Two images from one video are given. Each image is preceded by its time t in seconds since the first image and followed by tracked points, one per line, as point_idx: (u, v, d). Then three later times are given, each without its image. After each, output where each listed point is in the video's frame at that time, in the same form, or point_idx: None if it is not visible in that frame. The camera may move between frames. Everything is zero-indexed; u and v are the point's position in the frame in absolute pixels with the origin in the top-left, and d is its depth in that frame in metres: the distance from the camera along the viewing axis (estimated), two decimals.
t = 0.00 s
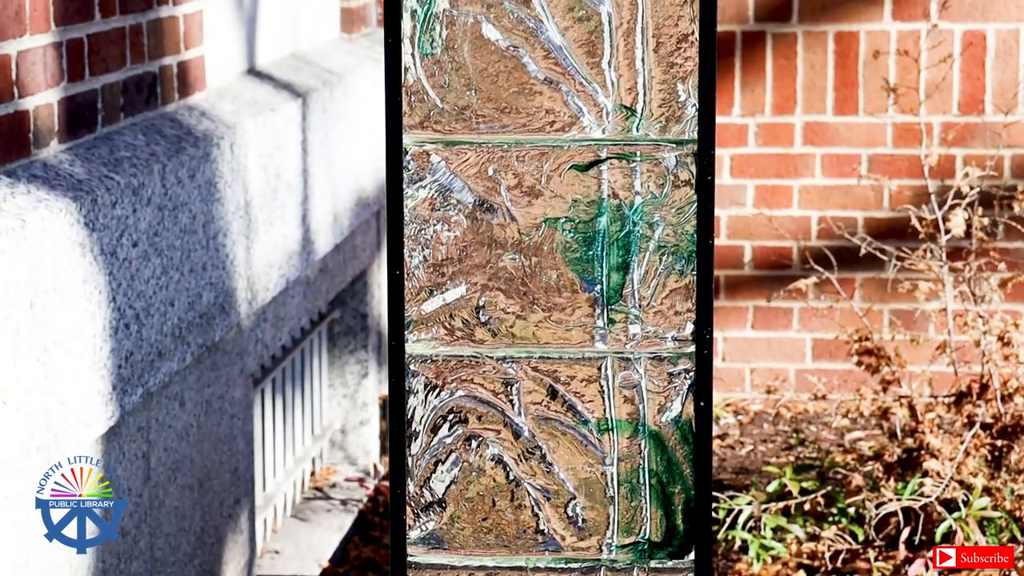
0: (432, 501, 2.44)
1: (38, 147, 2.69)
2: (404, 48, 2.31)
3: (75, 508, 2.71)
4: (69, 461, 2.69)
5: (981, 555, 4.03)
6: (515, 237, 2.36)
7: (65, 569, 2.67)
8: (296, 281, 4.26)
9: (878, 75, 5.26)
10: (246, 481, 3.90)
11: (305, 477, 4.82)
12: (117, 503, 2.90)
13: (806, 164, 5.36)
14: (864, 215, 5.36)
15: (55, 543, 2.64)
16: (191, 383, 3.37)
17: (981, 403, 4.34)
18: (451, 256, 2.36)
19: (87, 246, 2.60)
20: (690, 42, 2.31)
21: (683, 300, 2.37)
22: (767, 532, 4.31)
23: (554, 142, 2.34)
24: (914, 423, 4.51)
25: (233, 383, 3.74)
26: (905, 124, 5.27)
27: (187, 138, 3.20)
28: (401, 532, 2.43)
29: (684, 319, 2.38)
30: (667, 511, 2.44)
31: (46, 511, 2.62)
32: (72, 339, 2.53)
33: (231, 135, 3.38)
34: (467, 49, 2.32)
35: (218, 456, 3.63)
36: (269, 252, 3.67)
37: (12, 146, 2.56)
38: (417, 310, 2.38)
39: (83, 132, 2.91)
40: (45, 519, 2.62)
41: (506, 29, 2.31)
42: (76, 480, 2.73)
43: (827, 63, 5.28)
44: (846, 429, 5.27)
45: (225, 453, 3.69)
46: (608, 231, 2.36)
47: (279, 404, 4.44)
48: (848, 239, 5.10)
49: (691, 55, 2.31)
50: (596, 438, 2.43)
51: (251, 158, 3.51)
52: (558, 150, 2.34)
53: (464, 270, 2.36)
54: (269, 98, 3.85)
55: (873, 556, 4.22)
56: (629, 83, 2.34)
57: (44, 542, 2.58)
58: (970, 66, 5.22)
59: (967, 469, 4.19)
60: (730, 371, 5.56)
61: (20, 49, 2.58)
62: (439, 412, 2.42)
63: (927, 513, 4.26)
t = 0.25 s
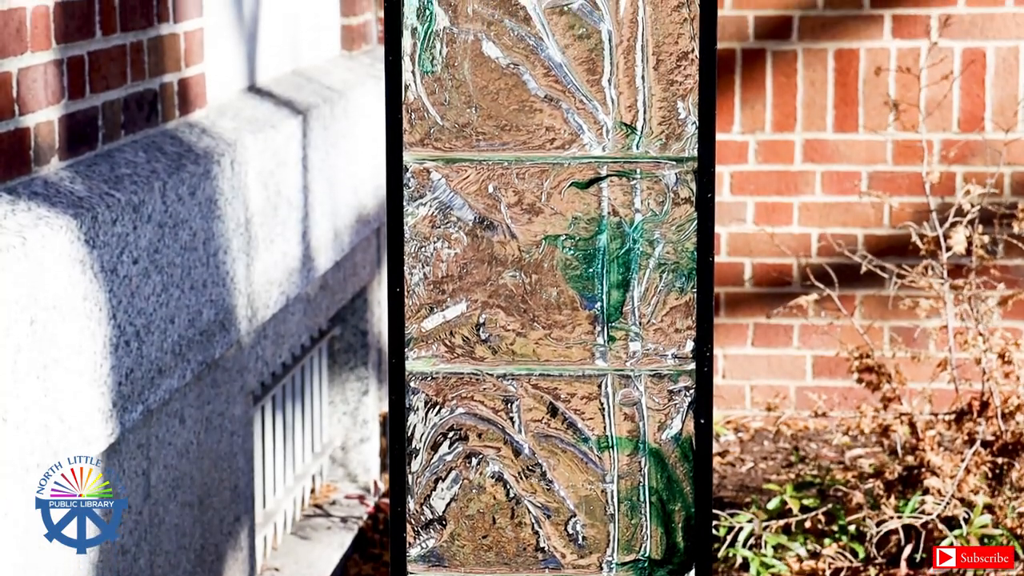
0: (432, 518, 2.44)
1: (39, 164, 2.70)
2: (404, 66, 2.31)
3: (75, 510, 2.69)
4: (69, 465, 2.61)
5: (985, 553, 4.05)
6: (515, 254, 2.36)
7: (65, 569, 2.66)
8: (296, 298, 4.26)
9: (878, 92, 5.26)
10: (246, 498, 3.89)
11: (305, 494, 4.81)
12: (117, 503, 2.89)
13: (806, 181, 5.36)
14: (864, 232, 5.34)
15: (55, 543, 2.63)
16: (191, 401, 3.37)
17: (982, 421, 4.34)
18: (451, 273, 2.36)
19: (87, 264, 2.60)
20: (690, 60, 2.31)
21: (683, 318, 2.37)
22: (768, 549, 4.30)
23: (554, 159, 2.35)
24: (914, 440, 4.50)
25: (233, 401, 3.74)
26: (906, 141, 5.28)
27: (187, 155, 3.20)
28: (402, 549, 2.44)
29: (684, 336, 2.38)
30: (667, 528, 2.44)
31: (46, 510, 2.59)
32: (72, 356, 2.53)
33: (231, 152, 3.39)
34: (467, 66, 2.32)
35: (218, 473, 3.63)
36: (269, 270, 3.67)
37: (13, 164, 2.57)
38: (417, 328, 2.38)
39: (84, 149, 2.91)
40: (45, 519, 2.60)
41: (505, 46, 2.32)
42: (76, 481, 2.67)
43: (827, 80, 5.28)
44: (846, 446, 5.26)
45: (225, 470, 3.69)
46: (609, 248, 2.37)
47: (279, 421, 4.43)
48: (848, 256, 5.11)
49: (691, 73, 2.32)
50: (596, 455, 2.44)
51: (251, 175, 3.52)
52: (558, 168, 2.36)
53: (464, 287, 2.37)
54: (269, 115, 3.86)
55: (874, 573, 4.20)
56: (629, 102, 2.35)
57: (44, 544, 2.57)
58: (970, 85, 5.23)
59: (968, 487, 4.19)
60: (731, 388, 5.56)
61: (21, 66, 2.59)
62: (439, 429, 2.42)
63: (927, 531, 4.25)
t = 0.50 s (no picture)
0: (432, 536, 2.44)
1: (40, 182, 2.70)
2: (405, 84, 2.32)
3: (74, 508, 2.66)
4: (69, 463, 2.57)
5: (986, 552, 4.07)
6: (515, 271, 2.37)
7: (65, 568, 2.65)
8: (296, 315, 4.25)
9: (878, 110, 5.27)
10: (246, 515, 3.89)
11: (306, 512, 4.81)
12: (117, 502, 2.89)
13: (806, 199, 5.37)
14: (865, 249, 5.35)
15: (55, 543, 2.60)
16: (191, 418, 3.37)
17: (982, 438, 4.33)
18: (451, 291, 2.37)
19: (87, 281, 2.60)
20: (690, 77, 2.32)
21: (683, 335, 2.37)
22: (768, 567, 4.29)
23: (554, 177, 2.36)
24: (914, 458, 4.50)
25: (233, 418, 3.74)
26: (906, 158, 5.28)
27: (188, 173, 3.21)
28: (401, 566, 2.44)
29: (684, 353, 2.38)
30: (667, 546, 2.44)
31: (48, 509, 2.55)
32: (72, 374, 2.53)
33: (232, 170, 3.39)
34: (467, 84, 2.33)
35: (218, 491, 3.63)
36: (269, 287, 3.67)
37: (13, 182, 2.57)
38: (417, 345, 2.39)
39: (84, 166, 2.92)
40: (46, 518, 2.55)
41: (505, 64, 2.33)
42: (75, 481, 2.62)
43: (827, 97, 5.29)
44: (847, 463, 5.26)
45: (225, 488, 3.68)
46: (609, 265, 2.37)
47: (279, 439, 4.43)
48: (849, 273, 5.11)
49: (691, 91, 2.33)
50: (597, 473, 2.44)
51: (251, 193, 3.52)
52: (558, 185, 2.36)
53: (464, 305, 2.37)
54: (270, 133, 3.86)
55: None
56: (629, 119, 2.35)
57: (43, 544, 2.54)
58: (970, 102, 5.23)
59: (969, 504, 4.19)
60: (731, 405, 5.55)
61: (22, 84, 2.59)
62: (439, 446, 2.42)
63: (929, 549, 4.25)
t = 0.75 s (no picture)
0: (432, 554, 2.45)
1: (41, 200, 2.71)
2: (406, 102, 2.33)
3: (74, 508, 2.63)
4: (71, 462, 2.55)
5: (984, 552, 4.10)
6: (515, 289, 2.38)
7: (65, 568, 2.62)
8: (297, 333, 4.25)
9: (878, 128, 5.28)
10: (245, 533, 3.88)
11: (306, 530, 4.80)
12: (117, 502, 2.87)
13: (806, 217, 5.37)
14: (865, 267, 5.35)
15: (54, 544, 2.58)
16: (191, 436, 3.37)
17: (983, 456, 4.33)
18: (451, 309, 2.37)
19: (87, 300, 2.60)
20: (690, 96, 2.32)
21: (683, 353, 2.37)
22: None
23: (554, 195, 2.37)
24: (915, 476, 4.50)
25: (233, 436, 3.73)
26: (906, 176, 5.28)
27: (189, 191, 3.21)
28: None
29: (684, 371, 2.38)
30: (668, 563, 2.43)
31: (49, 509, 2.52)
32: (72, 392, 2.53)
33: (233, 188, 3.40)
34: (467, 102, 2.34)
35: (218, 508, 3.63)
36: (270, 305, 3.68)
37: (14, 199, 2.58)
38: (417, 363, 2.39)
39: (85, 184, 2.92)
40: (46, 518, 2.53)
41: (506, 82, 2.34)
42: (75, 481, 2.60)
43: (827, 115, 5.29)
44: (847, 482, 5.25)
45: (225, 506, 3.68)
46: (609, 283, 2.37)
47: (279, 456, 4.42)
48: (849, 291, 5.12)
49: (691, 109, 2.33)
50: (597, 490, 2.44)
51: (251, 210, 3.52)
52: (558, 204, 2.37)
53: (464, 322, 2.38)
54: (271, 150, 3.87)
55: None
56: (629, 137, 2.36)
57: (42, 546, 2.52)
58: (970, 120, 5.24)
59: (970, 522, 4.19)
60: (731, 424, 5.54)
61: (24, 102, 2.60)
62: (439, 464, 2.43)
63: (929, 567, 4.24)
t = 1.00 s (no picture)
0: (433, 570, 2.45)
1: (41, 216, 2.71)
2: (406, 119, 2.34)
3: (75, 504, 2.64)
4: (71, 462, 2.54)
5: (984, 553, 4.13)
6: (515, 306, 2.38)
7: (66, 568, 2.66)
8: (297, 349, 4.25)
9: (878, 145, 5.29)
10: (245, 549, 3.88)
11: (306, 546, 4.80)
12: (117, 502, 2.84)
13: (806, 233, 5.38)
14: (865, 284, 5.35)
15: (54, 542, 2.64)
16: (191, 453, 3.36)
17: (984, 473, 4.32)
18: (452, 325, 2.38)
19: (88, 316, 2.60)
20: (690, 113, 2.32)
21: (684, 369, 2.37)
22: None
23: (555, 212, 2.37)
24: (915, 493, 4.49)
25: (233, 452, 3.73)
26: (906, 193, 5.29)
27: (189, 207, 3.21)
28: None
29: (684, 389, 2.38)
30: None
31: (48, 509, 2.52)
32: (72, 409, 2.53)
33: (233, 204, 3.40)
34: (468, 119, 2.35)
35: (218, 525, 3.62)
36: (270, 321, 3.68)
37: (14, 216, 2.58)
38: (418, 380, 2.39)
39: (86, 200, 2.92)
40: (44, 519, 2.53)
41: (506, 99, 2.35)
42: (76, 482, 2.59)
43: (827, 132, 5.30)
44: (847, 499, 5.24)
45: (225, 522, 3.67)
46: (609, 300, 2.37)
47: (279, 473, 4.41)
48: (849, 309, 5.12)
49: (691, 126, 2.33)
50: (597, 507, 2.44)
51: (252, 227, 3.53)
52: (559, 221, 2.37)
53: (465, 339, 2.38)
54: (271, 167, 3.87)
55: None
56: (629, 154, 2.36)
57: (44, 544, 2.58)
58: (970, 136, 5.24)
59: (970, 539, 4.18)
60: (732, 440, 5.54)
61: (24, 118, 2.60)
62: (439, 481, 2.42)
63: None
